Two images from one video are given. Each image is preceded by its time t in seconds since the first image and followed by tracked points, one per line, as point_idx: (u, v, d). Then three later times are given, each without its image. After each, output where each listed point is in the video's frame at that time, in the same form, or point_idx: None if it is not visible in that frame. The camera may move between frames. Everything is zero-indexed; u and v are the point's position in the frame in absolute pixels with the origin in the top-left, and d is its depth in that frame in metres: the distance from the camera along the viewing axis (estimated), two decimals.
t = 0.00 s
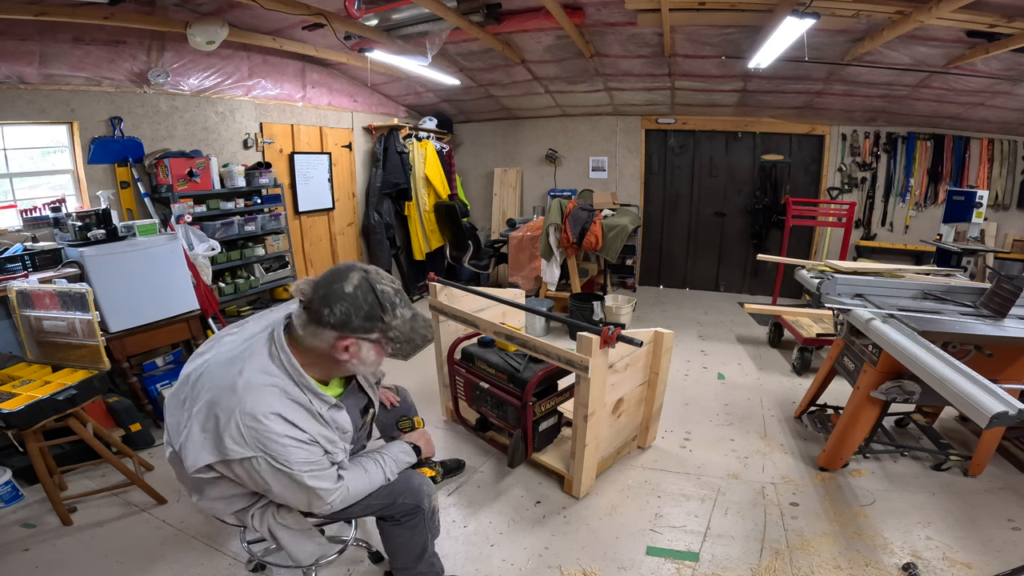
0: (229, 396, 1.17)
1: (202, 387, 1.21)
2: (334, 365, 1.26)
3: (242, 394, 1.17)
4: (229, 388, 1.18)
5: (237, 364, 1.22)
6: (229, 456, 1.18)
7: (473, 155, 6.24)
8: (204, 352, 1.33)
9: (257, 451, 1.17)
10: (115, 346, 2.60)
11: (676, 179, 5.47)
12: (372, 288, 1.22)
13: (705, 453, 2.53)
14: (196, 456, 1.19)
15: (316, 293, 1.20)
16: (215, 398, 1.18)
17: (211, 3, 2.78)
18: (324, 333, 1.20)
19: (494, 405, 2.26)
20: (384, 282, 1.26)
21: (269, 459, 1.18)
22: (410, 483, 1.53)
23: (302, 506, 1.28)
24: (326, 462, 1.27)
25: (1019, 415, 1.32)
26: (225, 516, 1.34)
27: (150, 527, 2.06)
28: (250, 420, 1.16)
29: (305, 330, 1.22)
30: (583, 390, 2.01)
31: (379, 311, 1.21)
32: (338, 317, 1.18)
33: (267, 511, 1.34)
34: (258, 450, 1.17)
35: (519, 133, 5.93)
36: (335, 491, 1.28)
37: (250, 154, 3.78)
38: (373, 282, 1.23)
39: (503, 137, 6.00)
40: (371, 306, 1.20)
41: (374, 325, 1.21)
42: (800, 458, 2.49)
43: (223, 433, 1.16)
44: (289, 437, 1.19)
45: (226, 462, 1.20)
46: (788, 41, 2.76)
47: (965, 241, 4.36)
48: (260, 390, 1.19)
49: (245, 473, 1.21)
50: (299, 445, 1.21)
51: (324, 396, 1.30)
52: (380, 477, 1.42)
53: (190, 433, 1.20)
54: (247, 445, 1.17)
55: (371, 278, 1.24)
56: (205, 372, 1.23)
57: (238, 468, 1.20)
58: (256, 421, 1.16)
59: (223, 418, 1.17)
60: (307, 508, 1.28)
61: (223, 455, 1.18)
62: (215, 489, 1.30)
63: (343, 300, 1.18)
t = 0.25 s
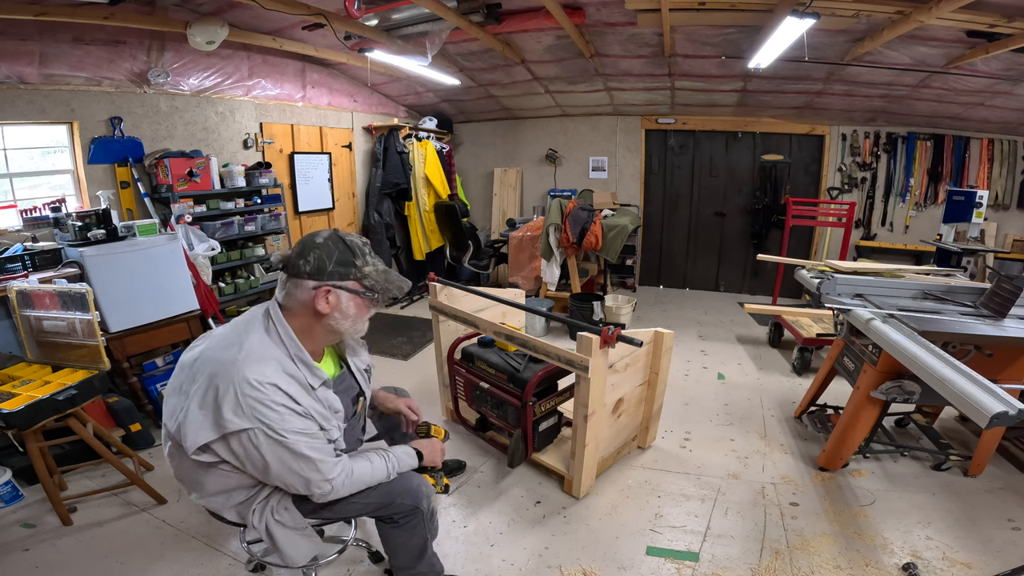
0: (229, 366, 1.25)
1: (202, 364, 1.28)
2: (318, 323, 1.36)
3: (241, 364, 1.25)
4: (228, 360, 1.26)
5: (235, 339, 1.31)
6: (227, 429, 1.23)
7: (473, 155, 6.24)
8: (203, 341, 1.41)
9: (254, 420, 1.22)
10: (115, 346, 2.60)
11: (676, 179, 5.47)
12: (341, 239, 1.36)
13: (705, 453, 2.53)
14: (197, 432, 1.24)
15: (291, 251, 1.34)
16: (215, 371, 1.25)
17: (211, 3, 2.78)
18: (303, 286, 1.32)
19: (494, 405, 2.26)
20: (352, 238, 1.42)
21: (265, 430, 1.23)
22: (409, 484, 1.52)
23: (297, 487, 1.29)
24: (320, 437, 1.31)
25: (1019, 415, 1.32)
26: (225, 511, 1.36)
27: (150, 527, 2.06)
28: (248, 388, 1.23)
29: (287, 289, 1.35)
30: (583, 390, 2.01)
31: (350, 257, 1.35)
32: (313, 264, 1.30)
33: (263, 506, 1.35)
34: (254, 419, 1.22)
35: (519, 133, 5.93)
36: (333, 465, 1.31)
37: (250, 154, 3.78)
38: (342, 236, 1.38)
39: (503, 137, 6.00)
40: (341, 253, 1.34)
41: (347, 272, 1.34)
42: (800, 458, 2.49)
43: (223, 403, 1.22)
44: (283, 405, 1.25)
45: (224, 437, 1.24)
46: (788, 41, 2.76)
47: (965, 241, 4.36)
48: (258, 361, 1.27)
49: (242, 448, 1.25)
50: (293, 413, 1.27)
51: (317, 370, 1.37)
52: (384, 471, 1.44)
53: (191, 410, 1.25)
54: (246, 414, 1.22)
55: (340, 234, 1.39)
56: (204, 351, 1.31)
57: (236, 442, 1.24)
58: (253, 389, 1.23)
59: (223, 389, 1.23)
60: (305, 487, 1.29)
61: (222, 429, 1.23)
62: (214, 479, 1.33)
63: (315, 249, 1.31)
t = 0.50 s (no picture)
0: (261, 350, 1.29)
1: (232, 348, 1.32)
2: (340, 316, 1.42)
3: (272, 349, 1.29)
4: (259, 345, 1.30)
5: (266, 326, 1.35)
6: (253, 412, 1.25)
7: (473, 155, 6.24)
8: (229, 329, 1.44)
9: (281, 404, 1.26)
10: (115, 346, 2.60)
11: (676, 179, 5.47)
12: (363, 236, 1.42)
13: (705, 453, 2.53)
14: (224, 413, 1.26)
15: (316, 248, 1.40)
16: (246, 354, 1.29)
17: (211, 3, 2.78)
18: (326, 280, 1.38)
19: (494, 405, 2.26)
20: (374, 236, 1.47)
21: (290, 414, 1.26)
22: (415, 482, 1.51)
23: (313, 475, 1.31)
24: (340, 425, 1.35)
25: (1019, 415, 1.32)
26: (234, 500, 1.38)
27: (150, 527, 2.06)
28: (278, 372, 1.27)
29: (311, 284, 1.41)
30: (583, 390, 2.01)
31: (371, 253, 1.40)
32: (337, 260, 1.36)
33: (272, 496, 1.38)
34: (281, 403, 1.26)
35: (519, 133, 5.93)
36: (348, 455, 1.34)
37: (250, 154, 3.78)
38: (364, 234, 1.44)
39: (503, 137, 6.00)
40: (363, 249, 1.39)
41: (368, 267, 1.39)
42: (800, 458, 2.49)
43: (252, 385, 1.25)
44: (309, 391, 1.29)
45: (249, 420, 1.27)
46: (788, 41, 2.76)
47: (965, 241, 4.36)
48: (288, 347, 1.31)
49: (265, 432, 1.27)
50: (318, 400, 1.31)
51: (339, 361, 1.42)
52: (392, 467, 1.46)
53: (218, 392, 1.28)
54: (274, 397, 1.25)
55: (362, 232, 1.45)
56: (234, 336, 1.34)
57: (260, 425, 1.27)
58: (283, 372, 1.27)
59: (253, 371, 1.26)
60: (319, 475, 1.31)
61: (248, 411, 1.26)
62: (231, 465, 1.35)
63: (339, 245, 1.37)
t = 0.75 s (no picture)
0: (281, 337, 1.29)
1: (252, 338, 1.32)
2: (343, 297, 1.41)
3: (291, 335, 1.30)
4: (278, 332, 1.30)
5: (282, 313, 1.35)
6: (279, 399, 1.26)
7: (473, 155, 6.24)
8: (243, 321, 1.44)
9: (306, 389, 1.26)
10: (115, 346, 2.60)
11: (676, 179, 5.47)
12: (372, 221, 1.42)
13: (704, 453, 2.53)
14: (251, 402, 1.27)
15: (325, 229, 1.40)
16: (266, 342, 1.29)
17: (211, 3, 2.78)
18: (332, 260, 1.38)
19: (494, 405, 2.26)
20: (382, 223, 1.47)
21: (315, 399, 1.27)
22: (438, 476, 1.52)
23: (340, 460, 1.32)
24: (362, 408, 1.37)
25: (1019, 415, 1.32)
26: (264, 494, 1.39)
27: (150, 527, 2.06)
28: (299, 357, 1.27)
29: (317, 265, 1.41)
30: (583, 390, 2.01)
31: (378, 238, 1.40)
32: (344, 241, 1.36)
33: (301, 488, 1.38)
34: (305, 388, 1.26)
35: (519, 133, 5.93)
36: (372, 437, 1.35)
37: (250, 154, 3.78)
38: (373, 220, 1.44)
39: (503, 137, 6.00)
40: (371, 233, 1.39)
41: (373, 252, 1.39)
42: (800, 458, 2.49)
43: (276, 372, 1.26)
44: (331, 375, 1.30)
45: (276, 408, 1.27)
46: (788, 41, 2.76)
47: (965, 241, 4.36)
48: (305, 333, 1.32)
49: (292, 419, 1.28)
50: (340, 383, 1.32)
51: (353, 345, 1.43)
52: (412, 457, 1.48)
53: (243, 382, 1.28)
54: (298, 383, 1.26)
55: (371, 217, 1.45)
56: (252, 326, 1.35)
57: (286, 412, 1.27)
58: (304, 358, 1.27)
59: (275, 359, 1.27)
60: (346, 459, 1.32)
61: (274, 399, 1.26)
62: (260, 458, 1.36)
63: (348, 228, 1.37)
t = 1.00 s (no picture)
0: (263, 322, 1.38)
1: (238, 330, 1.41)
2: (304, 270, 1.48)
3: (270, 318, 1.38)
4: (258, 318, 1.39)
5: (260, 301, 1.44)
6: (274, 381, 1.34)
7: (473, 155, 6.24)
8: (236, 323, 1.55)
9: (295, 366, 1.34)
10: (115, 346, 2.60)
11: (676, 179, 5.47)
12: (333, 197, 1.48)
13: (705, 453, 2.53)
14: (250, 390, 1.36)
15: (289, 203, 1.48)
16: (251, 331, 1.39)
17: (211, 3, 2.78)
18: (292, 233, 1.44)
19: (494, 405, 2.26)
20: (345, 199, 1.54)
21: (303, 372, 1.34)
22: (472, 459, 1.59)
23: (345, 430, 1.38)
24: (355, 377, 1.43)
25: (1019, 415, 1.32)
26: (305, 482, 1.48)
27: (150, 527, 2.06)
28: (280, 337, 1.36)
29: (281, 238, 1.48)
30: (583, 390, 2.01)
31: (338, 213, 1.46)
32: (304, 214, 1.43)
33: (344, 475, 1.47)
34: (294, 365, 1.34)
35: (520, 133, 5.93)
36: (370, 402, 1.41)
37: (250, 154, 3.78)
38: (337, 196, 1.51)
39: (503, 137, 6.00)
40: (330, 207, 1.45)
41: (333, 225, 1.45)
42: (801, 458, 2.49)
43: (264, 357, 1.35)
44: (315, 348, 1.37)
45: (273, 391, 1.35)
46: (788, 41, 2.76)
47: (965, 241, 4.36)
48: (283, 313, 1.40)
49: (291, 397, 1.35)
50: (326, 354, 1.39)
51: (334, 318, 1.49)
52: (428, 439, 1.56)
53: (239, 373, 1.38)
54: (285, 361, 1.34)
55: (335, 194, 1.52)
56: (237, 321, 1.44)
57: (284, 392, 1.35)
58: (285, 337, 1.35)
59: (263, 343, 1.36)
60: (352, 429, 1.38)
61: (269, 382, 1.35)
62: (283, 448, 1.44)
63: (308, 202, 1.44)
